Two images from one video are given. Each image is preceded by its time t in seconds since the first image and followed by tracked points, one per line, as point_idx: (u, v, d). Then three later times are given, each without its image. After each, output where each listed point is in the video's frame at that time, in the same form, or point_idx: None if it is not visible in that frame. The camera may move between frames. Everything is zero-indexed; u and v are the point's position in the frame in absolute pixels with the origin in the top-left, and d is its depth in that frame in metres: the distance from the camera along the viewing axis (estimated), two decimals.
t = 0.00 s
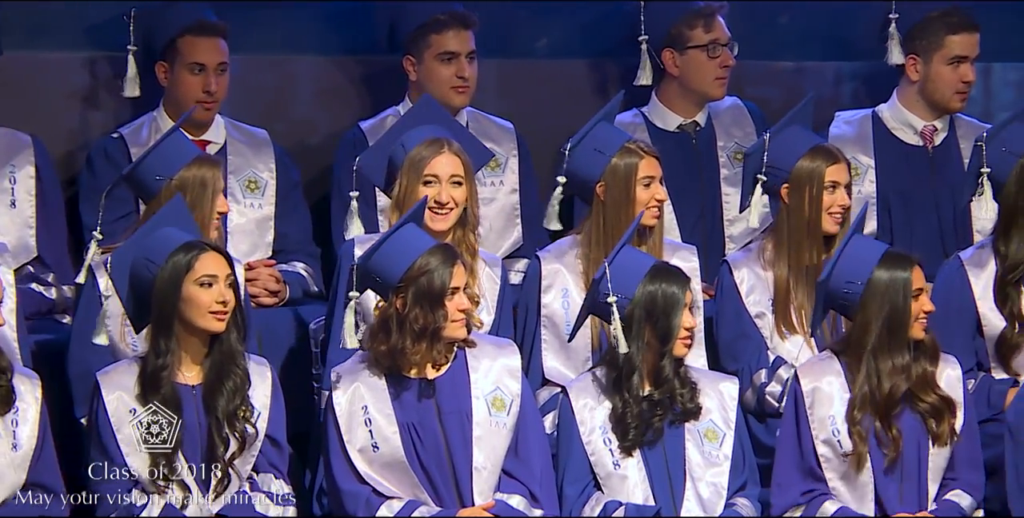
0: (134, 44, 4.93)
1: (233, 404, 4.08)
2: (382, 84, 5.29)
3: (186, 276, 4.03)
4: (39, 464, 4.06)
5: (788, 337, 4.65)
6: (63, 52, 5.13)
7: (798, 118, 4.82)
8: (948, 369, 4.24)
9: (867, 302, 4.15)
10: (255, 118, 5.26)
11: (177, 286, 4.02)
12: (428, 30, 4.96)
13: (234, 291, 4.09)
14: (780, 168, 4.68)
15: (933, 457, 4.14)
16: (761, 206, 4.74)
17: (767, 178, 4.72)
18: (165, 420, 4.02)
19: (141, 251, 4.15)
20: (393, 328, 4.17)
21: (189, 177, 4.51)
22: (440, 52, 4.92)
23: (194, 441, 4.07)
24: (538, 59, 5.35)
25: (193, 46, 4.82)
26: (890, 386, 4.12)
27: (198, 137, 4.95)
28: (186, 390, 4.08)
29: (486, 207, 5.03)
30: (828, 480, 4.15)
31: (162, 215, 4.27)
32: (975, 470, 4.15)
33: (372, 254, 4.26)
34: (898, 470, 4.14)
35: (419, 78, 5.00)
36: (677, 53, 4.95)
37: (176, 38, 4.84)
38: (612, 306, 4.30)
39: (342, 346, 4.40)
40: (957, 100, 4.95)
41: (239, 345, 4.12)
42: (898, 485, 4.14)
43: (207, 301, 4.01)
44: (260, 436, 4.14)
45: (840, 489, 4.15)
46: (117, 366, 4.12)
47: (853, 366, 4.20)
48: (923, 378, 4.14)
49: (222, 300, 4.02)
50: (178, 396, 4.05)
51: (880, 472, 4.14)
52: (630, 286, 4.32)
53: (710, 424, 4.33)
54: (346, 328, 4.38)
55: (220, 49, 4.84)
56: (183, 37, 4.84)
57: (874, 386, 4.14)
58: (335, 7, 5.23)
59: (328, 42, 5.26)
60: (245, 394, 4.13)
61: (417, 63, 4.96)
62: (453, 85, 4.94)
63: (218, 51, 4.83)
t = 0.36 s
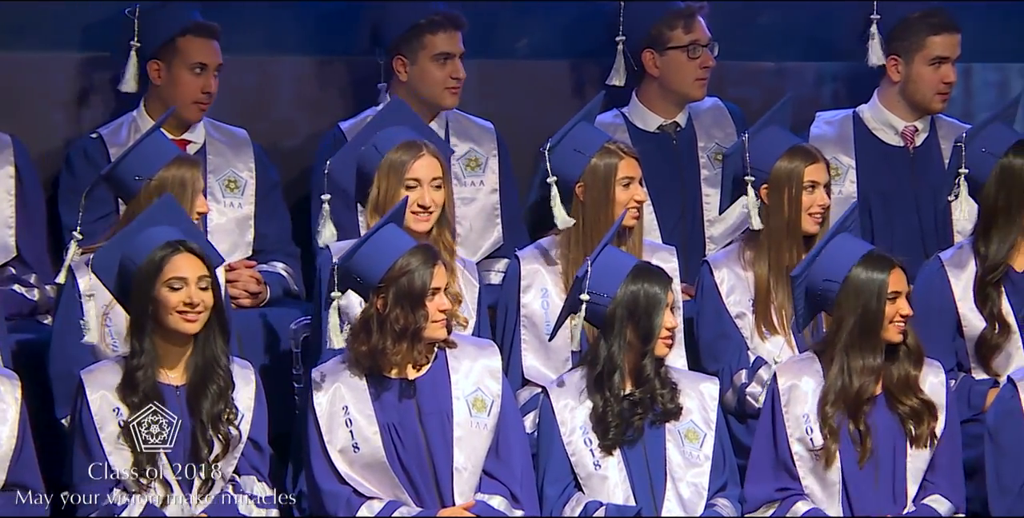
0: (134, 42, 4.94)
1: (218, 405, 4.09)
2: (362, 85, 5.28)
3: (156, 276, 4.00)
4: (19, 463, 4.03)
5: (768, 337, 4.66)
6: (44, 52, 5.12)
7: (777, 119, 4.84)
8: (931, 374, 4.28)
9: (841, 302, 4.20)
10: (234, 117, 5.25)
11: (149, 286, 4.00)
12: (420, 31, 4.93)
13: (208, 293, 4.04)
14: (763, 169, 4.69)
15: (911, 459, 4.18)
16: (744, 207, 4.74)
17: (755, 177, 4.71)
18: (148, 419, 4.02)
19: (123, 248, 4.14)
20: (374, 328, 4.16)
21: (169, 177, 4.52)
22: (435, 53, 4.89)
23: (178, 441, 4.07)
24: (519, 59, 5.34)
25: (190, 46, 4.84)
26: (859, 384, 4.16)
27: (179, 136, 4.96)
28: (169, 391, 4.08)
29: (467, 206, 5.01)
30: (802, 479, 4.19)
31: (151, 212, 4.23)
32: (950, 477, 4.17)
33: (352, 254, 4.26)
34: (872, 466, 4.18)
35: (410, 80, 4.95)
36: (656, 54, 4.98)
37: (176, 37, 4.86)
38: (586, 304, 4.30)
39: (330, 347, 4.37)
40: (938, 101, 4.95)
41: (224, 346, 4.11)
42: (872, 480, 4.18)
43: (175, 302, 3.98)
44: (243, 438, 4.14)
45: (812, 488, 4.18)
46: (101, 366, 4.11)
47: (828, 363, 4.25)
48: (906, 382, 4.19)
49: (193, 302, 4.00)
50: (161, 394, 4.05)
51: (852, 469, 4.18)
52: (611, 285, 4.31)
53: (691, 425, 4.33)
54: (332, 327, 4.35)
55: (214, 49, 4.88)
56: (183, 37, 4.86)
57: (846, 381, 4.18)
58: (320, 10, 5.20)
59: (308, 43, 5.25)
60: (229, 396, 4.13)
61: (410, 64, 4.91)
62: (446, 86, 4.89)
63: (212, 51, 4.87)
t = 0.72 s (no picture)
0: (126, 41, 4.91)
1: (198, 410, 4.08)
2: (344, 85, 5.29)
3: (126, 279, 4.01)
4: None
5: (749, 337, 4.66)
6: (25, 52, 5.13)
7: (756, 119, 4.87)
8: (915, 374, 4.29)
9: (823, 302, 4.19)
10: (215, 118, 5.25)
11: (120, 288, 4.01)
12: (404, 31, 4.94)
13: (178, 295, 4.02)
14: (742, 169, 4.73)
15: (898, 465, 4.20)
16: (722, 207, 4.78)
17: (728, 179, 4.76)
18: (127, 418, 4.02)
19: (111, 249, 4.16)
20: (355, 329, 4.16)
21: (149, 176, 4.53)
22: (419, 53, 4.90)
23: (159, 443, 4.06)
24: (501, 59, 5.36)
25: (174, 47, 4.84)
26: (843, 380, 4.15)
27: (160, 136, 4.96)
28: (151, 393, 4.07)
29: (448, 207, 5.05)
30: (792, 481, 4.19)
31: (136, 212, 4.21)
32: (938, 479, 4.19)
33: (333, 254, 4.25)
34: (859, 465, 4.20)
35: (392, 80, 4.92)
36: (638, 54, 4.99)
37: (159, 39, 4.84)
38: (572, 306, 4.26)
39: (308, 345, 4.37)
40: (918, 102, 4.96)
41: (203, 349, 4.10)
42: (861, 480, 4.20)
43: (141, 305, 3.98)
44: (224, 441, 4.13)
45: (804, 490, 4.19)
46: (83, 366, 4.10)
47: (813, 365, 4.24)
48: (891, 387, 4.20)
49: (160, 304, 3.98)
50: (141, 395, 4.04)
51: (841, 466, 4.19)
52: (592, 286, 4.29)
53: (671, 424, 4.33)
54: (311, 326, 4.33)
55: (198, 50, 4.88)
56: (168, 38, 4.85)
57: (831, 379, 4.18)
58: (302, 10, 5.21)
59: (288, 43, 5.25)
60: (210, 400, 4.12)
61: (394, 64, 4.90)
62: (428, 86, 4.89)
63: (197, 52, 4.88)
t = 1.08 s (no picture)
0: (104, 43, 4.91)
1: (175, 410, 4.07)
2: (326, 85, 5.29)
3: (104, 282, 4.01)
4: None
5: (731, 338, 4.66)
6: (7, 52, 5.12)
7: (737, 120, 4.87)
8: (897, 377, 4.29)
9: (805, 302, 4.19)
10: (197, 118, 5.25)
11: (97, 291, 4.01)
12: (385, 32, 4.94)
13: (156, 297, 4.02)
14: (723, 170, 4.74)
15: (877, 467, 4.20)
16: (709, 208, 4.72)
17: (714, 180, 4.77)
18: (105, 420, 4.00)
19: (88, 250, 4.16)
20: (337, 329, 4.15)
21: (130, 176, 4.53)
22: (400, 54, 4.90)
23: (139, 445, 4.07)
24: (483, 59, 5.36)
25: (156, 48, 4.84)
26: (821, 380, 4.16)
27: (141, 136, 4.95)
28: (129, 395, 4.07)
29: (430, 206, 5.05)
30: (770, 483, 4.21)
31: (111, 215, 4.23)
32: (915, 482, 4.20)
33: (315, 255, 4.25)
34: (837, 465, 4.20)
35: (373, 82, 4.92)
36: (620, 55, 5.01)
37: (141, 40, 4.84)
38: (548, 304, 4.28)
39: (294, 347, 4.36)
40: (901, 102, 4.98)
41: (180, 351, 4.09)
42: (838, 482, 4.19)
43: (119, 308, 3.99)
44: (204, 442, 4.12)
45: (782, 492, 4.20)
46: (62, 368, 4.09)
47: (792, 365, 4.24)
48: (872, 389, 4.20)
49: (137, 307, 3.98)
50: (119, 397, 4.03)
51: (818, 467, 4.20)
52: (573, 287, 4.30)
53: (653, 425, 4.33)
54: (296, 327, 4.34)
55: (180, 51, 4.88)
56: (149, 40, 4.84)
57: (810, 379, 4.19)
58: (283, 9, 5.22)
59: (270, 45, 5.25)
60: (189, 400, 4.11)
61: (375, 65, 4.89)
62: (410, 87, 4.88)
63: (179, 54, 4.87)
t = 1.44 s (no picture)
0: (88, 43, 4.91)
1: (158, 408, 4.08)
2: (308, 86, 5.29)
3: (96, 280, 4.00)
4: None
5: (713, 338, 4.66)
6: None
7: (717, 120, 4.90)
8: (876, 376, 4.30)
9: (784, 301, 4.19)
10: (179, 119, 5.25)
11: (89, 290, 4.00)
12: (366, 33, 4.94)
13: (149, 296, 4.05)
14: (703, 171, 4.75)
15: (859, 465, 4.21)
16: (688, 210, 4.76)
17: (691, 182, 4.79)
18: (87, 422, 4.00)
19: (64, 249, 4.17)
20: (319, 329, 4.15)
21: (112, 178, 4.54)
22: (381, 55, 4.90)
23: (120, 446, 4.08)
24: (464, 60, 5.38)
25: (138, 49, 4.85)
26: (801, 380, 4.17)
27: (123, 137, 4.95)
28: (109, 394, 4.08)
29: (412, 206, 5.06)
30: (753, 483, 4.20)
31: (88, 216, 4.26)
32: (898, 479, 4.21)
33: (296, 256, 4.24)
34: (820, 463, 4.21)
35: (354, 82, 4.92)
36: (602, 56, 5.02)
37: (125, 40, 4.85)
38: (537, 307, 4.26)
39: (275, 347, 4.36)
40: (883, 102, 5.00)
41: (163, 348, 4.10)
42: (822, 479, 4.21)
43: (115, 305, 3.98)
44: (186, 442, 4.12)
45: (765, 492, 4.20)
46: (42, 370, 4.08)
47: (772, 365, 4.25)
48: (851, 387, 4.21)
49: (133, 305, 4.00)
50: (101, 398, 4.04)
51: (802, 466, 4.20)
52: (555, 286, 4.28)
53: (634, 426, 4.33)
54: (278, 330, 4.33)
55: (162, 51, 4.89)
56: (132, 40, 4.85)
57: (790, 379, 4.19)
58: (265, 10, 5.24)
59: (252, 45, 5.27)
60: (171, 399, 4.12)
61: (355, 65, 4.89)
62: (391, 88, 4.88)
63: (162, 54, 4.88)
